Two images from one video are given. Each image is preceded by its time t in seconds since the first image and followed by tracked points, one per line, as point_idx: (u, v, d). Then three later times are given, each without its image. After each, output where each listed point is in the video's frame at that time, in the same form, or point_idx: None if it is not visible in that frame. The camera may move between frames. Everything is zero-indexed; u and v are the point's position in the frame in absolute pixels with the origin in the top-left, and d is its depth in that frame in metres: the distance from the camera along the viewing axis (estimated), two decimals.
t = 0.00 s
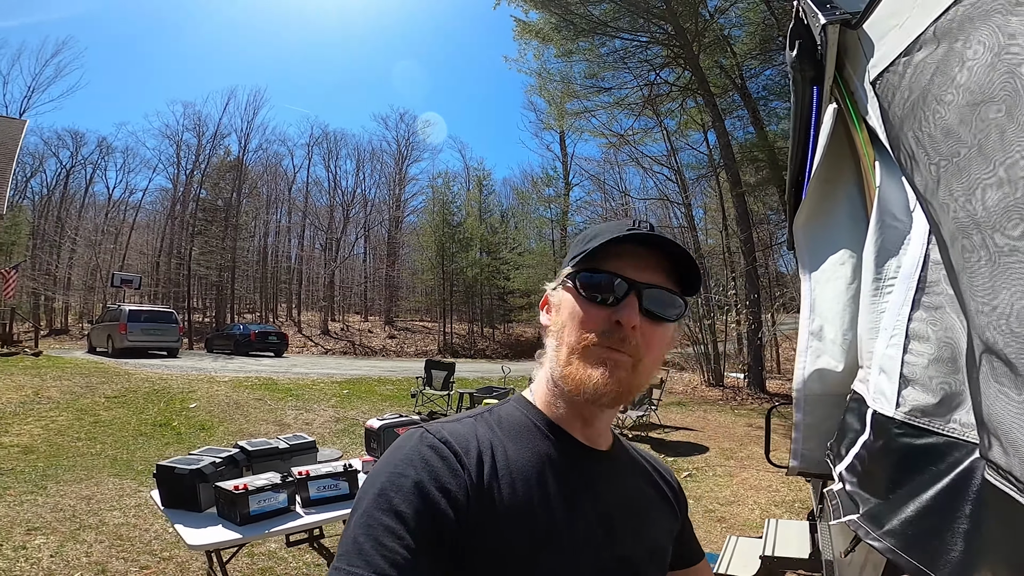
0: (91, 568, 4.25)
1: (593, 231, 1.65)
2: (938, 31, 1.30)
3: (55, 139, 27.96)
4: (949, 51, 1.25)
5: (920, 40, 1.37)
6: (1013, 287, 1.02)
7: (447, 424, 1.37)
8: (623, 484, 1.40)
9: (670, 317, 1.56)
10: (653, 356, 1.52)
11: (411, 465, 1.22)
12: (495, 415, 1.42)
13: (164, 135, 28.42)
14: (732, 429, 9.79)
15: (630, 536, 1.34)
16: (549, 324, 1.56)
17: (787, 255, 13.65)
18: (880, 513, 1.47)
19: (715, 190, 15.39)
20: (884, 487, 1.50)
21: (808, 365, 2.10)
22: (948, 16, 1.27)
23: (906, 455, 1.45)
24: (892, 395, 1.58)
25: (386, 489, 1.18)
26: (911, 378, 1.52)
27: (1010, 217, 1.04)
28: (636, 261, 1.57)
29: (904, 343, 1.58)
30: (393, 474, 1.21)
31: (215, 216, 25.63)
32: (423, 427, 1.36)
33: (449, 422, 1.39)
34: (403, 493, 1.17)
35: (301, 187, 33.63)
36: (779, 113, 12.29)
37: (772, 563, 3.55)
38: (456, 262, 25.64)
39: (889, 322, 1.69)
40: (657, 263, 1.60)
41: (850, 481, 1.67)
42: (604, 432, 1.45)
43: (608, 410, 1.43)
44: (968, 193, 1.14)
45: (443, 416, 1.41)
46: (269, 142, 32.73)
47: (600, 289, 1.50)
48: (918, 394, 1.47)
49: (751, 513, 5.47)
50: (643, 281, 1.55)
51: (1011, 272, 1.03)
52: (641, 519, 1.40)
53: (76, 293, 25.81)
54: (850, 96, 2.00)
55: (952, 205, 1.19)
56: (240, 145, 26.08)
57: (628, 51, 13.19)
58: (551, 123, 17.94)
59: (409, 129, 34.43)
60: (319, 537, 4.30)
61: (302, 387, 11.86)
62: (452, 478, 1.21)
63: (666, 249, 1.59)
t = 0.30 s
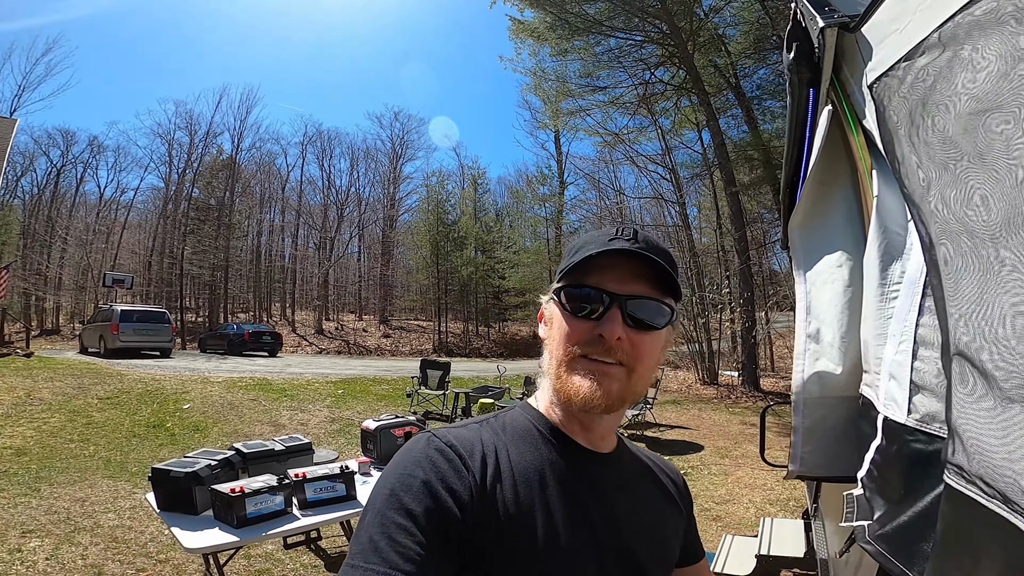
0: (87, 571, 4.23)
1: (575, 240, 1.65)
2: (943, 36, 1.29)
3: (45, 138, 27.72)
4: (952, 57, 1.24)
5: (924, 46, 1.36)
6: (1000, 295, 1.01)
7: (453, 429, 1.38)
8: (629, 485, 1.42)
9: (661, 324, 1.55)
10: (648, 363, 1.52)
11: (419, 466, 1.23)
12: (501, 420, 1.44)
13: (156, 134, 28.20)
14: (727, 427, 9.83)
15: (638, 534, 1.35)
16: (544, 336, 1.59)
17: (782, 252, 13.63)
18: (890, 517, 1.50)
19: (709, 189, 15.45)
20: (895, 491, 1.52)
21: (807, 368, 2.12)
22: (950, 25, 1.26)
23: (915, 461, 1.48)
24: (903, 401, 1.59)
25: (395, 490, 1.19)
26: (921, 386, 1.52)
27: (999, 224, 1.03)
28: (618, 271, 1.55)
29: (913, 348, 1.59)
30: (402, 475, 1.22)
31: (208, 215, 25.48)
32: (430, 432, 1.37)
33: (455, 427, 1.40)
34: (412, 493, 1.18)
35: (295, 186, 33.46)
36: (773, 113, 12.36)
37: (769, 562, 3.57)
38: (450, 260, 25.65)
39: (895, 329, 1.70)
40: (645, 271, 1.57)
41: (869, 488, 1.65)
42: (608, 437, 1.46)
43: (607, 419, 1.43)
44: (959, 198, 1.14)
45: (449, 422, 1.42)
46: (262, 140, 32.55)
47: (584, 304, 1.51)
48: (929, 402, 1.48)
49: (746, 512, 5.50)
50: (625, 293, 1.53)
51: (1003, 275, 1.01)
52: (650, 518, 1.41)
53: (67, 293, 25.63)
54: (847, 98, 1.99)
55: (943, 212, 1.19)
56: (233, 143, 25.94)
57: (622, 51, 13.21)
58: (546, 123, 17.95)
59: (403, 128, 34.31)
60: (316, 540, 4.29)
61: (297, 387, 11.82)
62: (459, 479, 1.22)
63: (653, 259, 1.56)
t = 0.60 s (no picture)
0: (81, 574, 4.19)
1: (566, 246, 1.63)
2: (944, 39, 1.27)
3: (36, 136, 27.47)
4: (955, 59, 1.22)
5: (925, 47, 1.34)
6: (997, 305, 1.00)
7: (461, 435, 1.41)
8: (639, 489, 1.42)
9: (662, 328, 1.53)
10: (650, 370, 1.51)
11: (426, 472, 1.26)
12: (509, 426, 1.45)
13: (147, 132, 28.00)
14: (721, 426, 9.87)
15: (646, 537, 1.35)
16: (546, 346, 1.59)
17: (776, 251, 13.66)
18: (890, 518, 1.50)
19: (703, 188, 15.51)
20: (891, 487, 1.53)
21: (809, 369, 2.12)
22: (951, 27, 1.24)
23: (907, 459, 1.48)
24: (895, 400, 1.60)
25: (404, 495, 1.22)
26: (914, 384, 1.52)
27: (998, 230, 1.01)
28: (610, 278, 1.53)
29: (904, 348, 1.59)
30: (409, 482, 1.25)
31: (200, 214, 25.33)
32: (438, 438, 1.40)
33: (463, 433, 1.43)
34: (421, 498, 1.21)
35: (289, 185, 33.32)
36: (767, 112, 12.42)
37: (765, 562, 3.57)
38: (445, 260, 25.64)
39: (891, 328, 1.70)
40: (643, 275, 1.55)
41: (859, 484, 1.71)
42: (619, 444, 1.46)
43: (613, 428, 1.43)
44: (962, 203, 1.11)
45: (456, 429, 1.45)
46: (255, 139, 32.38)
47: (580, 315, 1.50)
48: (919, 402, 1.47)
49: (742, 511, 5.52)
50: (620, 301, 1.51)
51: (1005, 279, 0.99)
52: (659, 520, 1.41)
53: (58, 293, 25.41)
54: (845, 100, 1.99)
55: (944, 218, 1.17)
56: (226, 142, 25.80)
57: (617, 50, 13.23)
58: (541, 122, 17.94)
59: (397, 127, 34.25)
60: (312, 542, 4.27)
61: (291, 388, 11.77)
62: (465, 483, 1.24)
63: (652, 266, 1.55)
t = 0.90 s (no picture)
0: None
1: (568, 240, 1.64)
2: (907, 31, 1.28)
3: (28, 139, 27.33)
4: (918, 53, 1.23)
5: (890, 41, 1.34)
6: (967, 295, 1.00)
7: (445, 426, 1.40)
8: (622, 483, 1.43)
9: (655, 326, 1.54)
10: (642, 367, 1.51)
11: (409, 464, 1.25)
12: (494, 418, 1.45)
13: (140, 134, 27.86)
14: (716, 425, 9.89)
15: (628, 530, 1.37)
16: (538, 338, 1.59)
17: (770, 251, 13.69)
18: (872, 514, 1.50)
19: (697, 188, 15.55)
20: (869, 483, 1.54)
21: (795, 366, 2.13)
22: (915, 20, 1.25)
23: (886, 455, 1.48)
24: (872, 395, 1.60)
25: (386, 485, 1.21)
26: (891, 380, 1.52)
27: (969, 223, 1.01)
28: (609, 274, 1.54)
29: (882, 343, 1.60)
30: (393, 471, 1.24)
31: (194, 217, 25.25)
32: (423, 429, 1.40)
33: (448, 425, 1.42)
34: (403, 490, 1.20)
35: (283, 187, 33.25)
36: (760, 112, 12.46)
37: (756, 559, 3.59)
38: (440, 261, 25.60)
39: (869, 324, 1.70)
40: (636, 272, 1.56)
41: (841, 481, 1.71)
42: (602, 441, 1.46)
43: (600, 425, 1.43)
44: (931, 192, 1.12)
45: (440, 421, 1.44)
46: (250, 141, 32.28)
47: (577, 307, 1.50)
48: (897, 396, 1.48)
49: (735, 509, 5.53)
50: (617, 296, 1.52)
51: (978, 276, 0.98)
52: (642, 516, 1.42)
53: (51, 296, 25.28)
54: (823, 95, 1.99)
55: (914, 209, 1.17)
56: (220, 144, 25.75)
57: (611, 51, 13.26)
58: (535, 123, 17.96)
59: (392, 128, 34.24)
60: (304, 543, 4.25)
61: (286, 390, 11.74)
62: (448, 475, 1.24)
63: (648, 263, 1.56)
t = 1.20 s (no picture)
0: None
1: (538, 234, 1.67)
2: (905, 32, 1.27)
3: (24, 142, 27.28)
4: (915, 53, 1.22)
5: (889, 41, 1.34)
6: (961, 290, 0.99)
7: (452, 428, 1.43)
8: (632, 478, 1.42)
9: (630, 302, 1.51)
10: (628, 346, 1.49)
11: (413, 465, 1.28)
12: (500, 419, 1.47)
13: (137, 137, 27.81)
14: (715, 425, 9.90)
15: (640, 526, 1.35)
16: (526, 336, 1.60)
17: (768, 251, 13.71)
18: (884, 510, 1.50)
19: (695, 189, 15.55)
20: (881, 480, 1.53)
21: (796, 363, 2.14)
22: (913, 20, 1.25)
23: (895, 451, 1.48)
24: (881, 391, 1.60)
25: (392, 488, 1.24)
26: (898, 376, 1.52)
27: (964, 217, 1.00)
28: (570, 257, 1.54)
29: (889, 339, 1.60)
30: (398, 474, 1.27)
31: (191, 220, 25.24)
32: (430, 430, 1.42)
33: (454, 426, 1.45)
34: (407, 490, 1.23)
35: (280, 190, 33.18)
36: (757, 112, 12.47)
37: (759, 558, 3.59)
38: (438, 263, 25.58)
39: (876, 320, 1.70)
40: (603, 252, 1.55)
41: (852, 478, 1.71)
42: (608, 434, 1.45)
43: (594, 412, 1.42)
44: (929, 188, 1.11)
45: (445, 422, 1.47)
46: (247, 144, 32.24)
47: (549, 297, 1.50)
48: (905, 392, 1.47)
49: (737, 509, 5.54)
50: (583, 276, 1.51)
51: (971, 272, 0.97)
52: (654, 515, 1.40)
53: (48, 300, 25.22)
54: (822, 94, 2.00)
55: (910, 207, 1.16)
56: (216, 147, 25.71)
57: (608, 52, 13.27)
58: (532, 124, 17.97)
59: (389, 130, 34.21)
60: (306, 545, 4.24)
61: (285, 392, 11.73)
62: (450, 475, 1.26)
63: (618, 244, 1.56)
